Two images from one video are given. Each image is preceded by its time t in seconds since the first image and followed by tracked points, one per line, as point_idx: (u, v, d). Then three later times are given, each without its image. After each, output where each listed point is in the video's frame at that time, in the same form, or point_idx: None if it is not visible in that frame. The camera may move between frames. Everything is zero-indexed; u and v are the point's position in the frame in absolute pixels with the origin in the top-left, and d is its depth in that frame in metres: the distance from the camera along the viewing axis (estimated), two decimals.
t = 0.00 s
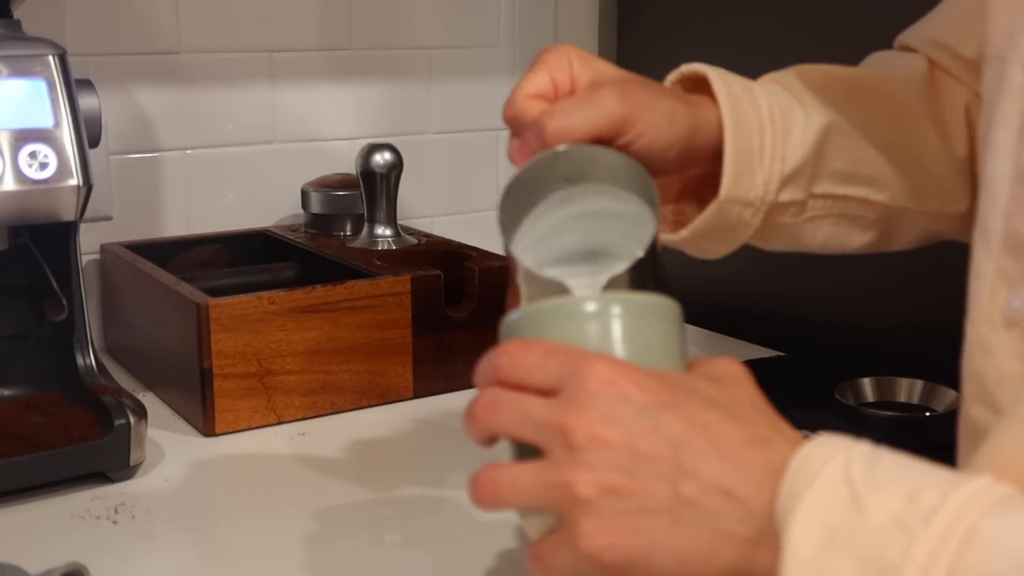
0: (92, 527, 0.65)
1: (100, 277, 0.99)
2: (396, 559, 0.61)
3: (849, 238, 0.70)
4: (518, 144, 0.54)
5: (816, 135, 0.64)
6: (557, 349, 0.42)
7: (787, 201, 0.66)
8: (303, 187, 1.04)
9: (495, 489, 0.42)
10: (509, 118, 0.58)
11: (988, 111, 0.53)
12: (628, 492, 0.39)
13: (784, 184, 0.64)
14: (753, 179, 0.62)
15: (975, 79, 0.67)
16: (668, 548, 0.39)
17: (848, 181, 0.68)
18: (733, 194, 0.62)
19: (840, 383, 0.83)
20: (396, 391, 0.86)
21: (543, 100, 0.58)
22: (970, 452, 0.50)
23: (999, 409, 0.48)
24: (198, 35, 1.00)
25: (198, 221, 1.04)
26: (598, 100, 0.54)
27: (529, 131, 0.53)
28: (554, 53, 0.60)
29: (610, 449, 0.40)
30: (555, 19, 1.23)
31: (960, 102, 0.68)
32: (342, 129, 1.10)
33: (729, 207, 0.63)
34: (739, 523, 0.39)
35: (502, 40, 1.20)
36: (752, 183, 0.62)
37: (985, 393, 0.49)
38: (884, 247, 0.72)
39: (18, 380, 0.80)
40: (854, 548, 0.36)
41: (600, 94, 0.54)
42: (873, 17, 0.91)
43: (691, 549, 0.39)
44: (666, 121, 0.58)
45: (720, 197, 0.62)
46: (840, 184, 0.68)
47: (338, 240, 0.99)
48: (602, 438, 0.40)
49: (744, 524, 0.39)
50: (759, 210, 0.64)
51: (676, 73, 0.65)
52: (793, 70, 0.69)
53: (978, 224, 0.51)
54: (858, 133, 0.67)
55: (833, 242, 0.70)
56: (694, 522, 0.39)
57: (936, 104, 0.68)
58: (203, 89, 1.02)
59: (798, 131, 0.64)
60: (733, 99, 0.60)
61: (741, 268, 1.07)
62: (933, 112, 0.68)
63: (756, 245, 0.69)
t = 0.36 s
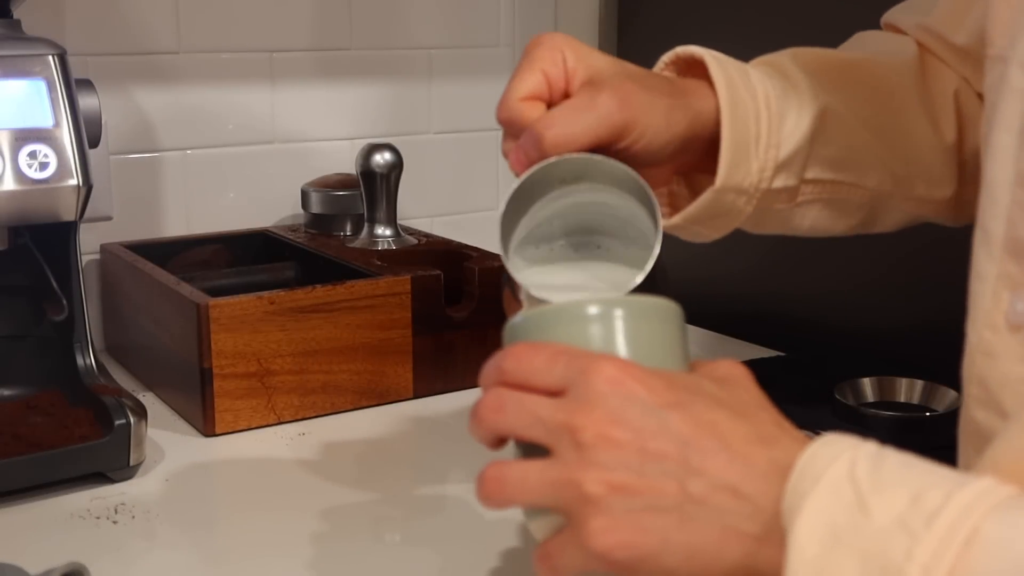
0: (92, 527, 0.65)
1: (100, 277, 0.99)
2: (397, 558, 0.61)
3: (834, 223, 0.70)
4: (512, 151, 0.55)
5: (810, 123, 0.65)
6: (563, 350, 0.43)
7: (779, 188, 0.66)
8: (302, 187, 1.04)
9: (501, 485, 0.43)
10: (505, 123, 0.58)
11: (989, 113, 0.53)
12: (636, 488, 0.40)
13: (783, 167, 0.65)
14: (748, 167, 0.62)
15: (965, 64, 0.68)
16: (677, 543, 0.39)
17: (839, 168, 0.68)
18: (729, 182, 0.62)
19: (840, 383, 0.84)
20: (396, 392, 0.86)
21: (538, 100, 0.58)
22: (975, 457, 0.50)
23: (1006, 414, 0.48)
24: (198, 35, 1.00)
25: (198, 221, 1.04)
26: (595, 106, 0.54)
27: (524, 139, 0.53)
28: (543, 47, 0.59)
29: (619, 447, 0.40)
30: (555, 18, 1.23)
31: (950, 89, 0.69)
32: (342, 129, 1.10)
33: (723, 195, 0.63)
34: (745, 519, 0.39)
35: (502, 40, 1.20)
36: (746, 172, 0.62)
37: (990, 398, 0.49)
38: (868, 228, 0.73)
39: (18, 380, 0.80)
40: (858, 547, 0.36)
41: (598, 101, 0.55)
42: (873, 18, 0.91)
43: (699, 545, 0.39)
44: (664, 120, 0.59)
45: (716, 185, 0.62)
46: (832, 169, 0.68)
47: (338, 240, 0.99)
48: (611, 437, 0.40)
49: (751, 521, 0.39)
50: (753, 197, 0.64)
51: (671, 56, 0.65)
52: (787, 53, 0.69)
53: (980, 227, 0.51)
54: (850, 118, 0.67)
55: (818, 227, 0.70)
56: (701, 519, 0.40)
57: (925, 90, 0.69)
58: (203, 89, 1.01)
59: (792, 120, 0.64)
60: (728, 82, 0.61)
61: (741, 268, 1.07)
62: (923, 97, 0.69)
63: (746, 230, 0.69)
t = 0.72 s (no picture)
0: (92, 528, 0.65)
1: (100, 277, 0.99)
2: (399, 557, 0.61)
3: (821, 218, 0.70)
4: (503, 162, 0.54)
5: (803, 121, 0.64)
6: (574, 343, 0.43)
7: (772, 186, 0.65)
8: (303, 187, 1.04)
9: (510, 476, 0.42)
10: (497, 131, 0.57)
11: (991, 113, 0.53)
12: (646, 475, 0.40)
13: (777, 167, 0.65)
14: (743, 167, 0.62)
15: (952, 58, 0.68)
16: (687, 532, 0.39)
17: (829, 164, 0.68)
18: (724, 182, 0.62)
19: (840, 382, 0.84)
20: (396, 392, 0.86)
21: (531, 107, 0.56)
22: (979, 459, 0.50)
23: (1012, 417, 0.48)
24: (198, 35, 1.00)
25: (198, 221, 1.04)
26: (589, 123, 0.54)
27: (514, 152, 0.53)
28: (536, 51, 0.58)
29: (629, 435, 0.41)
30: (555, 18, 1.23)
31: (936, 83, 0.69)
32: (342, 129, 1.10)
33: (719, 196, 0.63)
34: (757, 509, 0.40)
35: (502, 40, 1.20)
36: (742, 171, 0.62)
37: (995, 401, 0.49)
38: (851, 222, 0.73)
39: (18, 380, 0.80)
40: (865, 540, 0.36)
41: (595, 119, 0.54)
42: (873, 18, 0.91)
43: (709, 534, 0.39)
44: (659, 129, 0.59)
45: (710, 187, 0.62)
46: (823, 166, 0.68)
47: (338, 240, 0.99)
48: (621, 424, 0.41)
49: (762, 510, 0.40)
50: (745, 197, 0.64)
51: (667, 47, 0.65)
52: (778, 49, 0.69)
53: (982, 227, 0.51)
54: (840, 113, 0.67)
55: (806, 223, 0.70)
56: (712, 509, 0.40)
57: (914, 84, 0.69)
58: (203, 89, 1.01)
59: (786, 118, 0.64)
60: (724, 82, 0.60)
61: (741, 268, 1.07)
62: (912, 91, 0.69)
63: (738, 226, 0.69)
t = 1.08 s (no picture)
0: (92, 527, 0.65)
1: (100, 277, 0.99)
2: (400, 559, 0.61)
3: (813, 198, 0.69)
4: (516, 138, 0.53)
5: (806, 98, 0.63)
6: (572, 356, 0.43)
7: (774, 165, 0.63)
8: (302, 187, 1.04)
9: (511, 493, 0.42)
10: (507, 108, 0.55)
11: (992, 115, 0.53)
12: (645, 493, 0.40)
13: (782, 145, 0.63)
14: (748, 144, 0.60)
15: (948, 43, 0.69)
16: (687, 549, 0.40)
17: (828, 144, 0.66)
18: (730, 159, 0.60)
19: (840, 382, 0.84)
20: (396, 392, 0.86)
21: (542, 82, 0.55)
22: (978, 463, 0.50)
23: (1013, 420, 0.48)
24: (199, 35, 1.00)
25: (198, 221, 1.04)
26: (606, 95, 0.53)
27: (530, 127, 0.51)
28: (543, 26, 0.56)
29: (629, 453, 0.41)
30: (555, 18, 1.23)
31: (933, 67, 0.70)
32: (342, 129, 1.10)
33: (726, 170, 0.60)
34: (756, 525, 0.40)
35: (502, 39, 1.20)
36: (747, 148, 0.60)
37: (994, 404, 0.48)
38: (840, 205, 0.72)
39: (18, 380, 0.80)
40: (865, 556, 0.36)
41: (613, 90, 0.54)
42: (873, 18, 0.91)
43: (706, 550, 0.40)
44: (673, 100, 0.58)
45: (719, 160, 0.59)
46: (823, 146, 0.66)
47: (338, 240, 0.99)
48: (621, 442, 0.41)
49: (762, 525, 0.40)
50: (749, 173, 0.62)
51: (675, 18, 0.64)
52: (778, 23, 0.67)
53: (981, 230, 0.51)
54: (840, 92, 0.66)
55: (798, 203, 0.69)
56: (712, 526, 0.40)
57: (911, 69, 0.70)
58: (203, 89, 1.01)
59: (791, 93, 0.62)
60: (733, 55, 0.58)
61: (741, 269, 1.07)
62: (908, 76, 0.70)
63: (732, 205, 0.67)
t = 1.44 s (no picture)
0: (92, 527, 0.65)
1: (100, 277, 0.99)
2: (402, 559, 0.61)
3: (803, 174, 0.71)
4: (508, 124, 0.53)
5: (802, 80, 0.65)
6: (582, 355, 0.43)
7: (768, 145, 0.66)
8: (303, 187, 1.04)
9: (520, 489, 0.42)
10: (502, 92, 0.54)
11: (996, 114, 0.53)
12: (656, 493, 0.40)
13: (776, 124, 0.65)
14: (742, 125, 0.63)
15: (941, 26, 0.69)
16: (697, 549, 0.40)
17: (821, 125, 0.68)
18: (724, 140, 0.63)
19: (840, 382, 0.84)
20: (396, 392, 0.86)
21: (539, 68, 0.54)
22: (984, 464, 0.50)
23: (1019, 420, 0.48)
24: (200, 36, 1.00)
25: (198, 221, 1.04)
26: (601, 86, 0.53)
27: (523, 113, 0.51)
28: (544, 8, 0.55)
29: (639, 452, 0.41)
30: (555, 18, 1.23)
31: (925, 47, 0.69)
32: (342, 130, 1.10)
33: (721, 152, 0.63)
34: (765, 525, 0.40)
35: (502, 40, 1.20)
36: (741, 130, 0.63)
37: (999, 404, 0.48)
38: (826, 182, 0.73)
39: (18, 380, 0.80)
40: (875, 557, 0.37)
41: (607, 82, 0.54)
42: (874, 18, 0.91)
43: (717, 549, 0.40)
44: (667, 88, 0.59)
45: (712, 142, 0.62)
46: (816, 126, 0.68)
47: (338, 240, 0.99)
48: (630, 441, 0.41)
49: (771, 527, 0.40)
50: (744, 153, 0.65)
51: None
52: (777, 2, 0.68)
53: (984, 229, 0.51)
54: (837, 74, 0.68)
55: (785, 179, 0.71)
56: (721, 525, 0.40)
57: (904, 51, 0.70)
58: (203, 89, 1.01)
59: (789, 74, 0.64)
60: (733, 44, 0.61)
61: (741, 269, 1.07)
62: (900, 59, 0.70)
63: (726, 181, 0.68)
